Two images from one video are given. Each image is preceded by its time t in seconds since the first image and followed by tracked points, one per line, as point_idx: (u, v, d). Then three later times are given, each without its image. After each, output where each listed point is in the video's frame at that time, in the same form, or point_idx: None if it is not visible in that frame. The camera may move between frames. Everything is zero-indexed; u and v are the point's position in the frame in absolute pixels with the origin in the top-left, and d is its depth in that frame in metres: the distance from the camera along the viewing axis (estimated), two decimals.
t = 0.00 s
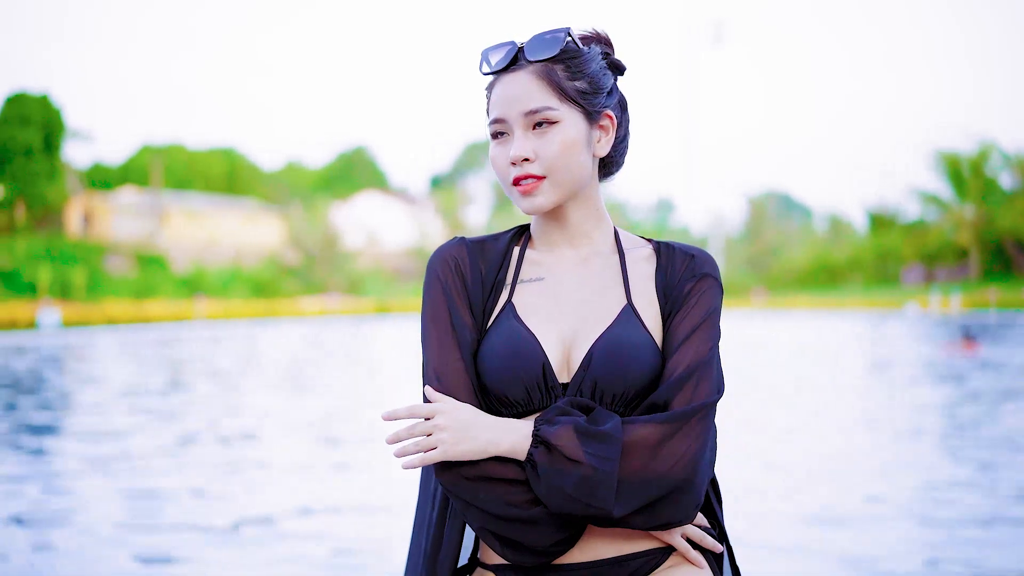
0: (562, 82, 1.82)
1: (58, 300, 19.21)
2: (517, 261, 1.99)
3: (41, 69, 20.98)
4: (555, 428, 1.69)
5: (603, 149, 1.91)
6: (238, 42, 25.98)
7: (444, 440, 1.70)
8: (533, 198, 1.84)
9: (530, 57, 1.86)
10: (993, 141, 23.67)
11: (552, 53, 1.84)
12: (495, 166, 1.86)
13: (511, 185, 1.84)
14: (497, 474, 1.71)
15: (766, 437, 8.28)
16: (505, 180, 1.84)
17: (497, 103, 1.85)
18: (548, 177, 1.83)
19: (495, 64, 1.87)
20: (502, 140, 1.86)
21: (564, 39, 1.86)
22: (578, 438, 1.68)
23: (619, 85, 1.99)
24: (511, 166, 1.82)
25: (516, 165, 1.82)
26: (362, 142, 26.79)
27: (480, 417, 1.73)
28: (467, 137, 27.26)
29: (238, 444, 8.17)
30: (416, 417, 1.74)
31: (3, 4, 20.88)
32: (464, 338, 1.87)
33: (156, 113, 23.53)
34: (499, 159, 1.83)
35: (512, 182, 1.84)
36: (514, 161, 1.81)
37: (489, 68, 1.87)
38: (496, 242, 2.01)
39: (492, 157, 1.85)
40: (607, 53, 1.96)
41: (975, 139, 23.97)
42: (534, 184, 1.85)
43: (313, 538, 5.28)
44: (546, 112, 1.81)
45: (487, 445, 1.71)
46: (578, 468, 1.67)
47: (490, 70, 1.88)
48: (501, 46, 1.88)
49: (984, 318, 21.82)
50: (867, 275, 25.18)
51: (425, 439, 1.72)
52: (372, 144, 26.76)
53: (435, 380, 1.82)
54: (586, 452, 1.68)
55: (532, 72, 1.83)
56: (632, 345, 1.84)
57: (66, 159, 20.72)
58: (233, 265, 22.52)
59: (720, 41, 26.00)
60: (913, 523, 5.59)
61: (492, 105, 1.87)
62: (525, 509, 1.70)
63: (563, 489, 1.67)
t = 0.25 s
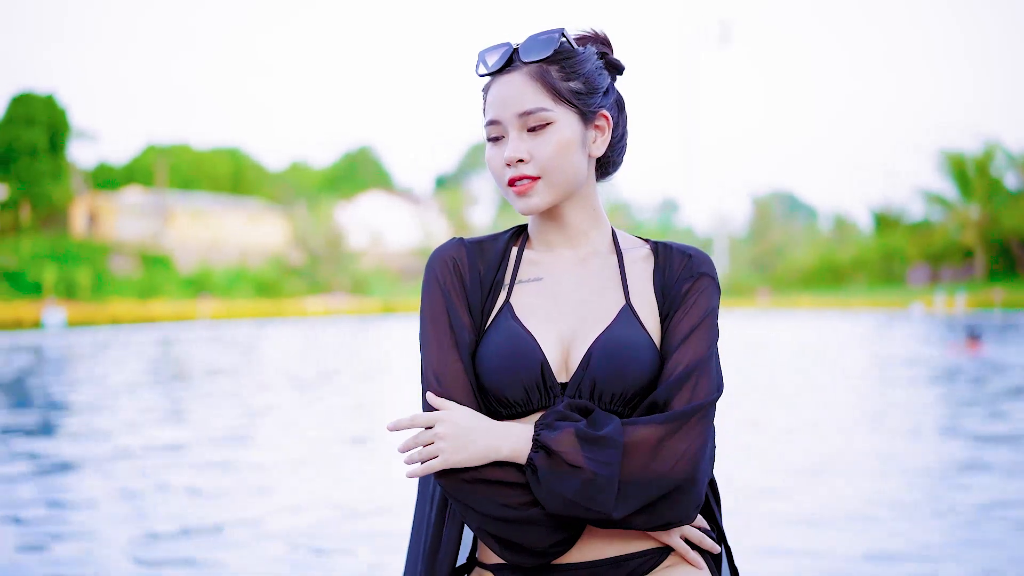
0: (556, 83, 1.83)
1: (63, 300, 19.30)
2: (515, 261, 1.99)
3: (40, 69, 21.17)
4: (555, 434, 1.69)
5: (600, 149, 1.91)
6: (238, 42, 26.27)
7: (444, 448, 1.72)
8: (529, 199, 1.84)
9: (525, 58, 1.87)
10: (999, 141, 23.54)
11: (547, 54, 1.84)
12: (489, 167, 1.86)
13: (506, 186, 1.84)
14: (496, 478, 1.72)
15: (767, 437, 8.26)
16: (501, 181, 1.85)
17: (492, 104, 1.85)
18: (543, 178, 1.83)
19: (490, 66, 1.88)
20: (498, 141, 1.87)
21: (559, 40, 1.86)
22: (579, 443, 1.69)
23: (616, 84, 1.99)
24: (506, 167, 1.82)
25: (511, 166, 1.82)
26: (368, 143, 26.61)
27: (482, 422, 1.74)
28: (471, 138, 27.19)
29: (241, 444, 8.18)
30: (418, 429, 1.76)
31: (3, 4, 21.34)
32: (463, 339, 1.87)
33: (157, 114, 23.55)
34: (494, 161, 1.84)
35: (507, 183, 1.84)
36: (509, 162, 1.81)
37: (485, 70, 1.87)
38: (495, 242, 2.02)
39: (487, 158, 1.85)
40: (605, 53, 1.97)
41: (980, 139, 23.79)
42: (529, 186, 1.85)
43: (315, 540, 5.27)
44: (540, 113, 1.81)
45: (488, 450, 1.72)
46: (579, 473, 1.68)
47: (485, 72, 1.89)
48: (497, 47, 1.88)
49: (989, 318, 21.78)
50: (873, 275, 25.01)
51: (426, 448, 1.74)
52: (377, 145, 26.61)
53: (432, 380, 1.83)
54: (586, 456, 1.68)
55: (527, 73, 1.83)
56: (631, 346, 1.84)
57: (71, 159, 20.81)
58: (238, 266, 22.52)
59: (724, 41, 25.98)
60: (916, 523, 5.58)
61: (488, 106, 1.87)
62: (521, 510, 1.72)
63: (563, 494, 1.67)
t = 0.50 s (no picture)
0: (550, 85, 1.94)
1: (70, 300, 19.37)
2: (514, 264, 2.14)
3: (40, 69, 20.51)
4: (559, 434, 1.81)
5: (594, 147, 2.03)
6: (238, 42, 25.12)
7: (448, 452, 1.83)
8: (525, 199, 1.96)
9: (519, 59, 1.99)
10: (1006, 141, 23.79)
11: (541, 55, 1.96)
12: (488, 168, 1.99)
13: (504, 186, 1.97)
14: (501, 479, 1.84)
15: (768, 436, 8.32)
16: (498, 182, 1.97)
17: (489, 107, 1.97)
18: (539, 178, 1.95)
19: (489, 65, 2.00)
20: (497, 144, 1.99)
21: (551, 41, 1.98)
22: (583, 444, 1.80)
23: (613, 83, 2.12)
24: (503, 168, 1.94)
25: (509, 168, 1.95)
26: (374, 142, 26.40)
27: (485, 425, 1.86)
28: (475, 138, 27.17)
29: (246, 442, 8.28)
30: (423, 434, 1.87)
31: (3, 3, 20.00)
32: (464, 338, 2.00)
33: (156, 114, 23.24)
34: (492, 162, 1.96)
35: (505, 184, 1.96)
36: (506, 164, 1.94)
37: (483, 72, 2.00)
38: (494, 243, 2.17)
39: (486, 161, 1.98)
40: (602, 50, 2.10)
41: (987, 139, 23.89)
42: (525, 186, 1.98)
43: (320, 536, 5.34)
44: (535, 115, 1.93)
45: (490, 453, 1.83)
46: (582, 473, 1.79)
47: (483, 73, 2.01)
48: (494, 49, 2.00)
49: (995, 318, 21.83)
50: (879, 275, 25.39)
51: (430, 454, 1.85)
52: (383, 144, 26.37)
53: (435, 376, 1.96)
54: (589, 457, 1.80)
55: (522, 76, 1.95)
56: (633, 348, 1.98)
57: (79, 159, 20.88)
58: (245, 266, 22.59)
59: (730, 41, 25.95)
60: (915, 520, 5.65)
61: (486, 110, 1.99)
62: (523, 509, 1.83)
63: (566, 495, 1.79)
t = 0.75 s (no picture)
0: (545, 86, 1.85)
1: (75, 301, 19.36)
2: (512, 262, 2.01)
3: (41, 69, 20.90)
4: (559, 434, 1.70)
5: (591, 150, 1.93)
6: (238, 42, 26.32)
7: (448, 452, 1.73)
8: (520, 201, 1.86)
9: (514, 60, 1.89)
10: (1011, 141, 23.50)
11: (536, 57, 1.86)
12: (482, 169, 1.90)
13: (498, 189, 1.87)
14: (498, 479, 1.73)
15: (769, 437, 8.27)
16: (493, 183, 1.88)
17: (483, 109, 1.88)
18: (534, 180, 1.85)
19: (483, 68, 1.90)
20: (491, 145, 1.89)
21: (547, 42, 1.89)
22: (583, 444, 1.70)
23: (610, 83, 2.01)
24: (498, 170, 1.85)
25: (503, 169, 1.85)
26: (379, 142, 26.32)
27: (483, 424, 1.75)
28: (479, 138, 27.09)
29: (247, 444, 8.20)
30: (424, 434, 1.77)
31: (2, 3, 20.98)
32: (460, 338, 1.89)
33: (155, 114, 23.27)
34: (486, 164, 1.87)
35: (500, 185, 1.86)
36: (502, 165, 1.84)
37: (477, 73, 1.90)
38: (492, 242, 2.03)
39: (481, 162, 1.88)
40: (599, 53, 1.99)
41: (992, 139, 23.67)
42: (519, 188, 1.88)
43: (315, 539, 5.29)
44: (530, 117, 1.83)
45: (492, 452, 1.73)
46: (583, 474, 1.69)
47: (478, 75, 1.91)
48: (489, 52, 1.91)
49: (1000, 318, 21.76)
50: (884, 275, 24.92)
51: (430, 452, 1.75)
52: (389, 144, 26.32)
53: (429, 382, 1.85)
54: (589, 457, 1.70)
55: (516, 77, 1.85)
56: (630, 348, 1.86)
57: (83, 159, 20.86)
58: (249, 266, 22.54)
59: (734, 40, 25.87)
60: (919, 524, 5.56)
61: (481, 110, 1.89)
62: (523, 509, 1.73)
63: (566, 495, 1.69)
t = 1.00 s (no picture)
0: (542, 88, 1.85)
1: (81, 301, 19.49)
2: (511, 263, 2.02)
3: (41, 69, 20.66)
4: (558, 434, 1.72)
5: (588, 152, 1.93)
6: (238, 42, 25.70)
7: (448, 452, 1.75)
8: (517, 203, 1.87)
9: (511, 63, 1.88)
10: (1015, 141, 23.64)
11: (533, 59, 1.86)
12: (480, 171, 1.90)
13: (496, 191, 1.87)
14: (497, 479, 1.75)
15: (771, 438, 8.27)
16: (491, 185, 1.88)
17: (480, 111, 1.88)
18: (531, 182, 1.86)
19: (480, 71, 1.90)
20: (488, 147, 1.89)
21: (544, 45, 1.89)
22: (582, 444, 1.71)
23: (607, 84, 2.01)
24: (495, 172, 1.85)
25: (501, 171, 1.85)
26: (385, 142, 26.44)
27: (482, 424, 1.77)
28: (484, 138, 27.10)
29: (251, 444, 8.21)
30: (424, 435, 1.79)
31: (2, 4, 20.57)
32: (459, 339, 1.90)
33: (156, 113, 23.14)
34: (484, 167, 1.87)
35: (498, 188, 1.87)
36: (499, 167, 1.84)
37: (475, 75, 1.90)
38: (491, 243, 2.04)
39: (479, 164, 1.88)
40: (596, 54, 1.99)
41: (997, 138, 23.78)
42: (517, 191, 1.88)
43: (317, 539, 5.29)
44: (526, 120, 1.84)
45: (492, 452, 1.74)
46: (583, 474, 1.70)
47: (476, 77, 1.91)
48: (487, 54, 1.91)
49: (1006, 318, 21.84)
50: (889, 275, 25.05)
51: (432, 452, 1.77)
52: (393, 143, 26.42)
53: (428, 382, 1.86)
54: (588, 457, 1.71)
55: (512, 79, 1.86)
56: (628, 348, 1.88)
57: (89, 160, 20.93)
58: (255, 266, 22.60)
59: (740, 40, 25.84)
60: (921, 524, 5.56)
61: (477, 112, 1.89)
62: (520, 508, 1.75)
63: (565, 495, 1.70)
